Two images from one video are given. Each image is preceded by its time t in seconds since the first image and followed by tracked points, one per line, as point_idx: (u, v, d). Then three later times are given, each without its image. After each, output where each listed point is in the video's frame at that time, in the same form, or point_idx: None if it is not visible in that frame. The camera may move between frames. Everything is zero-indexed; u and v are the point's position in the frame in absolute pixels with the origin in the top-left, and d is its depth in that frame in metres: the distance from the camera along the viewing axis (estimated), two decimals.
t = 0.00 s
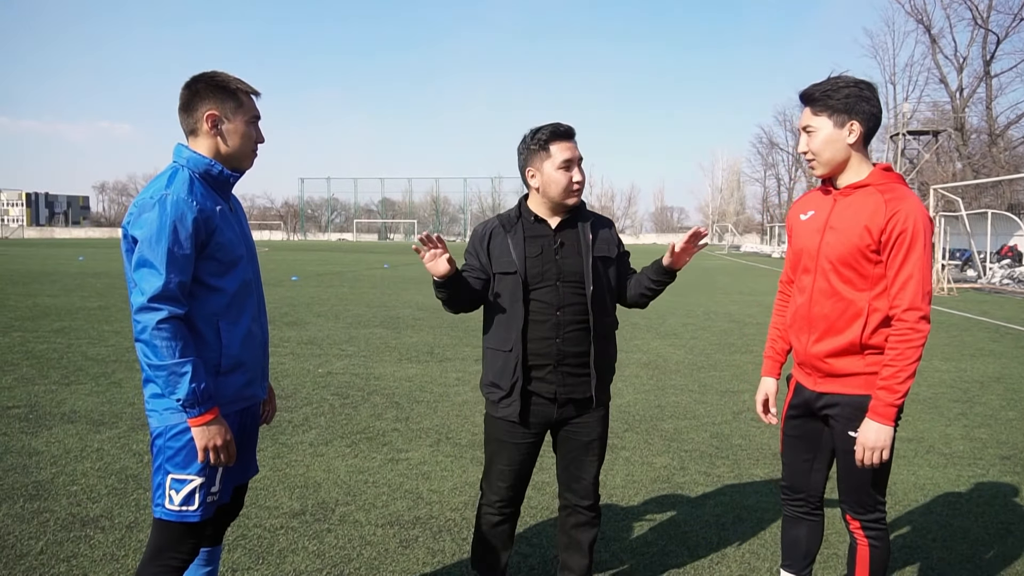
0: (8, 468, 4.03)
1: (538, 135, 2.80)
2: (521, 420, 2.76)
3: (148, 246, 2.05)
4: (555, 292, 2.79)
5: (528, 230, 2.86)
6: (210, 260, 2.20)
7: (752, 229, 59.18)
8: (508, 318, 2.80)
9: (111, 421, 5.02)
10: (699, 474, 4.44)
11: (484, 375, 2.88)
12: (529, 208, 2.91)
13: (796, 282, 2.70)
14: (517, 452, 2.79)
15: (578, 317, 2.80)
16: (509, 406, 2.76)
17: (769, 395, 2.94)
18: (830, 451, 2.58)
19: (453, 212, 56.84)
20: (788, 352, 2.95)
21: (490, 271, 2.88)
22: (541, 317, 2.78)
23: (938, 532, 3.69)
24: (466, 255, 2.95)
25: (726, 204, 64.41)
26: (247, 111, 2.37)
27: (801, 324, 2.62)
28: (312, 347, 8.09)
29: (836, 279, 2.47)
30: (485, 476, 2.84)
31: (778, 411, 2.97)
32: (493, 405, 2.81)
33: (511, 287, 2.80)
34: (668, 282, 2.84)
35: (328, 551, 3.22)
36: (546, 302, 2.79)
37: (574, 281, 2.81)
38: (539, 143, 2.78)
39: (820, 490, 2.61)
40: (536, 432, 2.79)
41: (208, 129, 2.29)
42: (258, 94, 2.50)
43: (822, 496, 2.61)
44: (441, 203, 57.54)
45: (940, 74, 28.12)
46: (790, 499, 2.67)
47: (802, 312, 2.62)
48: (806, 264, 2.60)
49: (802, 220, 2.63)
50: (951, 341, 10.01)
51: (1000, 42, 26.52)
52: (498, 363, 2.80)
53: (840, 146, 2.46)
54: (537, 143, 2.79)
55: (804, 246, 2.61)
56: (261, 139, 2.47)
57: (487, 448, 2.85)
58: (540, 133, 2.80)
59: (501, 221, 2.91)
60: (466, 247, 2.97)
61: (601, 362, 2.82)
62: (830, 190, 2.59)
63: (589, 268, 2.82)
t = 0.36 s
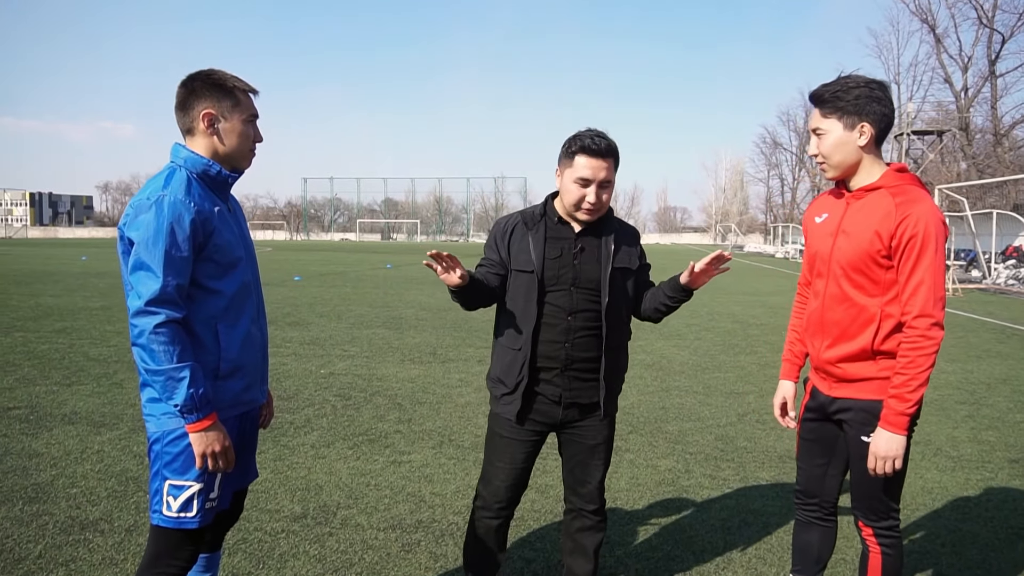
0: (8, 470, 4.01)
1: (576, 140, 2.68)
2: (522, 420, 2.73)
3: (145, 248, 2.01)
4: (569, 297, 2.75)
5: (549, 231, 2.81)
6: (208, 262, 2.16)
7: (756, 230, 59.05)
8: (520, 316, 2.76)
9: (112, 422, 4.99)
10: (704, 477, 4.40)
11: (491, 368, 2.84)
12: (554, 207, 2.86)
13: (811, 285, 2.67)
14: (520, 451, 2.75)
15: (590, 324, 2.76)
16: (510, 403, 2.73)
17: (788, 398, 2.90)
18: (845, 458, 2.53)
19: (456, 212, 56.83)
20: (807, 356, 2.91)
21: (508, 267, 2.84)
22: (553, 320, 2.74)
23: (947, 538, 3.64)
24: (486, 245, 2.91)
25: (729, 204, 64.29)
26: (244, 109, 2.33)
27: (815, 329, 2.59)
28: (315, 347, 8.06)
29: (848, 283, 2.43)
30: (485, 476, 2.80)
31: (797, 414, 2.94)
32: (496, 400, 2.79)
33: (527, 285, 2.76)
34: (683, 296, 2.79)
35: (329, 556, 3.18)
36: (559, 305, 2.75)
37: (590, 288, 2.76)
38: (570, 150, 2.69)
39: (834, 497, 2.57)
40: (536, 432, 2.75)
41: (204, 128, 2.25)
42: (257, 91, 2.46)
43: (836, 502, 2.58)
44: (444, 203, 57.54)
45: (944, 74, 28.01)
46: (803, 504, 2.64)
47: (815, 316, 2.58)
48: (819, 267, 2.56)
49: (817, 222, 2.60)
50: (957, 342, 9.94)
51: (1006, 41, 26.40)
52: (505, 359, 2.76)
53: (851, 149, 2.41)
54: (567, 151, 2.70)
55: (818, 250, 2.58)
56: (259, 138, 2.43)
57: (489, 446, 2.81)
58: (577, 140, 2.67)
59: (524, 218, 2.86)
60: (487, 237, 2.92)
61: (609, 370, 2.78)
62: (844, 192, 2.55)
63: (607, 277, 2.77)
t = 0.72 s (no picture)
0: (9, 471, 3.99)
1: (548, 138, 2.66)
2: (507, 422, 2.72)
3: (142, 248, 1.99)
4: (548, 297, 2.72)
5: (528, 230, 2.78)
6: (207, 262, 2.14)
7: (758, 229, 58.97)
8: (498, 318, 2.73)
9: (113, 422, 4.98)
10: (708, 477, 4.37)
11: (471, 370, 2.82)
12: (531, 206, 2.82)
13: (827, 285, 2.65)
14: (505, 455, 2.73)
15: (569, 323, 2.74)
16: (493, 405, 2.71)
17: (797, 390, 2.89)
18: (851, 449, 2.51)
19: (458, 211, 56.82)
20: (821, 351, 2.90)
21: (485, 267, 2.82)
22: (532, 320, 2.72)
23: (954, 539, 3.61)
24: (464, 245, 2.90)
25: (731, 203, 64.22)
26: (242, 107, 2.31)
27: (828, 329, 2.58)
28: (317, 347, 8.05)
29: (858, 287, 2.42)
30: (475, 481, 2.78)
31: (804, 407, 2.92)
32: (479, 402, 2.77)
33: (504, 286, 2.73)
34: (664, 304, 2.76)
35: (331, 557, 3.15)
36: (538, 305, 2.72)
37: (569, 287, 2.74)
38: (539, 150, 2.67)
39: (824, 488, 2.56)
40: (521, 435, 2.74)
41: (202, 126, 2.23)
42: (255, 88, 2.44)
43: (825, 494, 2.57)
44: (446, 202, 57.52)
45: (947, 73, 27.95)
46: (794, 495, 2.63)
47: (828, 316, 2.58)
48: (832, 269, 2.55)
49: (831, 222, 2.59)
50: (961, 342, 9.90)
51: (1009, 41, 26.34)
52: (485, 361, 2.75)
53: (862, 152, 2.39)
54: (539, 149, 2.67)
55: (831, 251, 2.56)
56: (258, 135, 2.41)
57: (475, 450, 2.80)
58: (549, 139, 2.64)
59: (501, 218, 2.84)
60: (465, 237, 2.92)
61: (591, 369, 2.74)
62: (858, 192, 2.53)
63: (586, 276, 2.74)
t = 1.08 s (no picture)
0: (9, 472, 3.98)
1: (492, 139, 2.66)
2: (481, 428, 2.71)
3: (140, 247, 1.97)
4: (515, 302, 2.71)
5: (490, 236, 2.76)
6: (205, 261, 2.12)
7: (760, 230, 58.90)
8: (464, 325, 2.73)
9: (114, 423, 4.96)
10: (711, 479, 4.35)
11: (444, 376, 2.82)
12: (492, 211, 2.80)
13: (824, 284, 2.63)
14: (485, 456, 2.73)
15: (538, 327, 2.72)
16: (465, 414, 2.70)
17: (793, 390, 2.86)
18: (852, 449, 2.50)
19: (460, 212, 56.82)
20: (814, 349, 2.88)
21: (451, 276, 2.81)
22: (500, 327, 2.71)
23: (959, 541, 3.59)
24: (428, 257, 2.89)
25: (734, 204, 64.18)
26: (243, 107, 2.29)
27: (827, 329, 2.54)
28: (319, 348, 8.03)
29: (861, 285, 2.39)
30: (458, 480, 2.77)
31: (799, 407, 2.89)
32: (451, 412, 2.76)
33: (470, 295, 2.72)
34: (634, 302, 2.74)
35: (332, 559, 3.14)
36: (505, 312, 2.71)
37: (535, 291, 2.72)
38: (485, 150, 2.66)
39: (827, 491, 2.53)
40: (497, 438, 2.74)
41: (204, 125, 2.21)
42: (257, 88, 2.42)
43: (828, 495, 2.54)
44: (448, 203, 57.50)
45: (950, 73, 27.90)
46: (796, 499, 2.60)
47: (827, 316, 2.54)
48: (831, 268, 2.53)
49: (830, 221, 2.56)
50: (965, 343, 9.86)
51: (1012, 40, 26.28)
52: (453, 371, 2.74)
53: (869, 155, 2.36)
54: (484, 150, 2.67)
55: (830, 250, 2.53)
56: (259, 136, 2.40)
57: (456, 453, 2.79)
58: (492, 140, 2.65)
59: (462, 226, 2.82)
60: (429, 248, 2.91)
61: (561, 371, 2.73)
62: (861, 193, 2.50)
63: (551, 277, 2.72)
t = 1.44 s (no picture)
0: (12, 473, 3.99)
1: (487, 141, 2.71)
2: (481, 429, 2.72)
3: (141, 247, 1.99)
4: (511, 299, 2.73)
5: (481, 236, 2.79)
6: (206, 262, 2.14)
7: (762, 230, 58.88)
8: (461, 327, 2.73)
9: (116, 424, 4.98)
10: (711, 479, 4.36)
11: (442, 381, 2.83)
12: (481, 213, 2.84)
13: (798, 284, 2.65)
14: (485, 457, 2.73)
15: (535, 322, 2.74)
16: (467, 415, 2.70)
17: (769, 392, 2.92)
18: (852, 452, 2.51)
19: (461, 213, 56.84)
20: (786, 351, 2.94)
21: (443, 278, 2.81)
22: (498, 325, 2.72)
23: (958, 541, 3.60)
24: (418, 262, 2.88)
25: (735, 205, 64.16)
26: (244, 110, 2.31)
27: (807, 327, 2.56)
28: (320, 349, 8.05)
29: (841, 281, 2.42)
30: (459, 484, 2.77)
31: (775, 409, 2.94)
32: (451, 415, 2.75)
33: (465, 295, 2.73)
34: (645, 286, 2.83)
35: (333, 559, 3.15)
36: (502, 309, 2.72)
37: (530, 287, 2.75)
38: (488, 150, 2.68)
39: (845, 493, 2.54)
40: (497, 438, 2.75)
41: (205, 127, 2.23)
42: (258, 92, 2.44)
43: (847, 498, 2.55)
44: (449, 204, 57.54)
45: (951, 73, 27.90)
46: (814, 504, 2.60)
47: (806, 315, 2.56)
48: (808, 267, 2.55)
49: (803, 222, 2.59)
50: (966, 344, 9.86)
51: (1013, 41, 26.27)
52: (452, 373, 2.73)
53: (841, 155, 2.40)
54: (484, 151, 2.70)
55: (806, 248, 2.56)
56: (259, 139, 2.40)
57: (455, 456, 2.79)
58: (491, 139, 2.70)
59: (452, 228, 2.84)
60: (418, 253, 2.90)
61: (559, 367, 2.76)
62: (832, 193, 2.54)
63: (545, 273, 2.75)
